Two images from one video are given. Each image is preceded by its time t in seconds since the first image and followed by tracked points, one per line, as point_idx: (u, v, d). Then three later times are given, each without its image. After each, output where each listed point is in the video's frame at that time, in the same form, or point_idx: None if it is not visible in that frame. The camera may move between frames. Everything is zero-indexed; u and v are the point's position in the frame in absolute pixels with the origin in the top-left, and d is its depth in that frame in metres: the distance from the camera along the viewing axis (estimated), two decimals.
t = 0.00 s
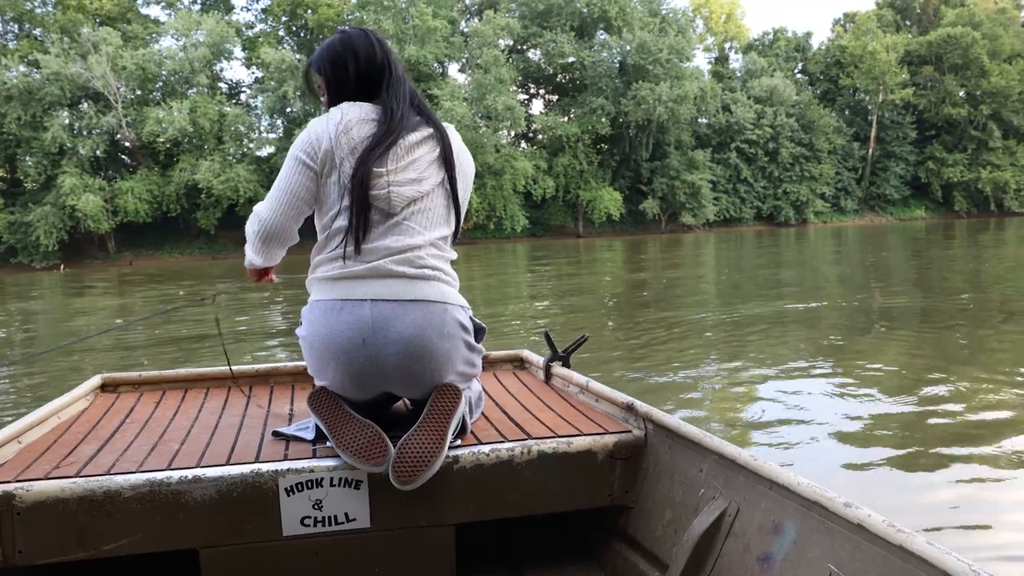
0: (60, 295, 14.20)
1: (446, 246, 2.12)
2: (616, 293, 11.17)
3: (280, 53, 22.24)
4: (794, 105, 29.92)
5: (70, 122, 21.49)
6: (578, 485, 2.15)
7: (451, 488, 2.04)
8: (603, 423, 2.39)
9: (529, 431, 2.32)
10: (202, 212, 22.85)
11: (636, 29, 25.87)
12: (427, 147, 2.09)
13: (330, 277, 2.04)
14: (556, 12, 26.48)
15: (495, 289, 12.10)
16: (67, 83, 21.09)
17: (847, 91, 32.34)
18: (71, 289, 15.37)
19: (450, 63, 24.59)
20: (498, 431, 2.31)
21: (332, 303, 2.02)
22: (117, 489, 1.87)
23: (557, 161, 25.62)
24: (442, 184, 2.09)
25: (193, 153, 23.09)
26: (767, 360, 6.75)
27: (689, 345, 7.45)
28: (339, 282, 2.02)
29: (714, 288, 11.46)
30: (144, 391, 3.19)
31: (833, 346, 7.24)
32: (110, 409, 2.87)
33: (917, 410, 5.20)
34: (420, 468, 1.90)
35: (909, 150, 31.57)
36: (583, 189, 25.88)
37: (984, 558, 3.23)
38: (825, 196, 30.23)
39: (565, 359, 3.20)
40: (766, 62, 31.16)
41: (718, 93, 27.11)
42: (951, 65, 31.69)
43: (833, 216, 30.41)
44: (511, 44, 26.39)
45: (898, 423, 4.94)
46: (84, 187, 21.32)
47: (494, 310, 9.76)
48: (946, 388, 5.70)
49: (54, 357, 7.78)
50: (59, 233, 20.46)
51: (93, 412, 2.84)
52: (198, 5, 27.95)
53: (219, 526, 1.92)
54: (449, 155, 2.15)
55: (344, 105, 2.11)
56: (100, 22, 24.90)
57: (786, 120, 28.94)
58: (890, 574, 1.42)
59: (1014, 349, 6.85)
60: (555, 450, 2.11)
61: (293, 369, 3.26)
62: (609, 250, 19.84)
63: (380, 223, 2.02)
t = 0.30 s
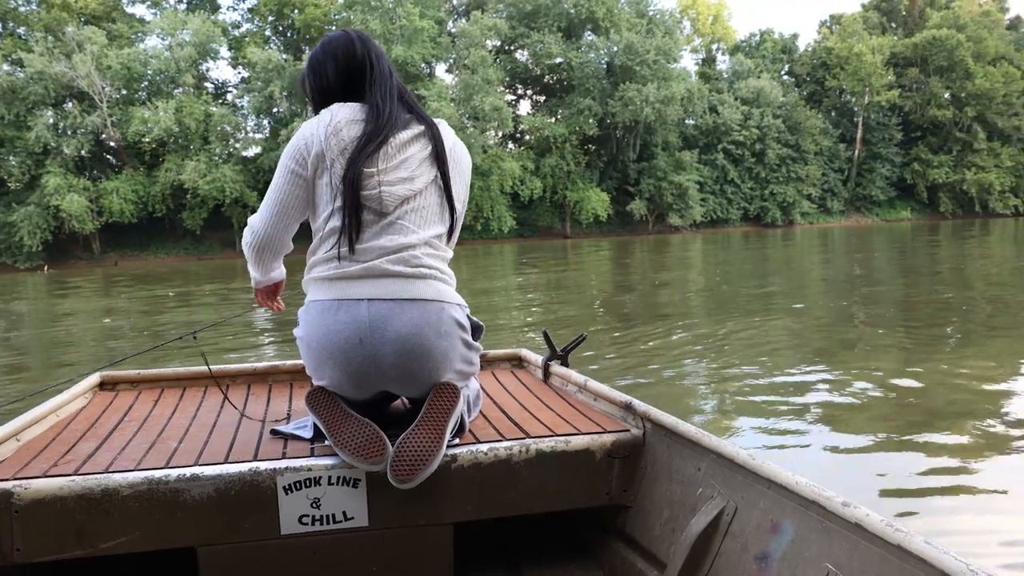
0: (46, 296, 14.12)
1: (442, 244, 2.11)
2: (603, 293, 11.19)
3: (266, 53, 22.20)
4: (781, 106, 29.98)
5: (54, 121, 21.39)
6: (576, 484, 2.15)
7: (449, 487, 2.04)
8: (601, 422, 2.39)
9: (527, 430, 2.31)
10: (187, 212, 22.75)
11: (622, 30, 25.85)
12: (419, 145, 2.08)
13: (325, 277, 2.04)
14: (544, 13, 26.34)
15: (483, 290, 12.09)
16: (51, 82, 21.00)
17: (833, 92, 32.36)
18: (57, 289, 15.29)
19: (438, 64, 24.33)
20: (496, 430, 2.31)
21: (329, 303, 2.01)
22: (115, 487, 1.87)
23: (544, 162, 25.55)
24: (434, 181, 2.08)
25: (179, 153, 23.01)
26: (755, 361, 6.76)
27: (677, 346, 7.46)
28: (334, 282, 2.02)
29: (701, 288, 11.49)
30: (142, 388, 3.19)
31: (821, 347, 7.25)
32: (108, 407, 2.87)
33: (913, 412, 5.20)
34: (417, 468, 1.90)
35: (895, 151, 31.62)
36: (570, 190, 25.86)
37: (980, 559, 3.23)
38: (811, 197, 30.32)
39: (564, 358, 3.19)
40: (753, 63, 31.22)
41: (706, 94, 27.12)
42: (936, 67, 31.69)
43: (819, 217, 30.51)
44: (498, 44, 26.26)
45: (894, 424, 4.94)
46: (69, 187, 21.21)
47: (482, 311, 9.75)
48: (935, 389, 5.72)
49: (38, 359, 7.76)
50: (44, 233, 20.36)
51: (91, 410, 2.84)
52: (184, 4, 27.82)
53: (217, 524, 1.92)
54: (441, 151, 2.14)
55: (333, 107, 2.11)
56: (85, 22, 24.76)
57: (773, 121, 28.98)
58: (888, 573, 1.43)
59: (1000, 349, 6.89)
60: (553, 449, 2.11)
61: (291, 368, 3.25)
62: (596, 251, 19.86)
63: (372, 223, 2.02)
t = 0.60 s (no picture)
0: (31, 298, 14.04)
1: (440, 243, 2.11)
2: (591, 295, 11.19)
3: (253, 54, 22.11)
4: (769, 108, 30.03)
5: (39, 122, 21.28)
6: (574, 482, 2.15)
7: (447, 485, 2.04)
8: (600, 421, 2.39)
9: (525, 428, 2.32)
10: (174, 213, 22.63)
11: (611, 32, 25.84)
12: (416, 144, 2.08)
13: (322, 275, 2.03)
14: (533, 14, 26.12)
15: (471, 291, 12.09)
16: (36, 83, 20.90)
17: (821, 94, 32.38)
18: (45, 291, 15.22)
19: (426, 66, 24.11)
20: (494, 428, 2.31)
21: (327, 301, 2.02)
22: (113, 484, 1.87)
23: (533, 163, 25.44)
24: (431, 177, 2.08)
25: (166, 154, 22.92)
26: (744, 363, 6.77)
27: (666, 347, 7.46)
28: (332, 280, 2.02)
29: (689, 290, 11.50)
30: (140, 385, 3.19)
31: (810, 348, 7.27)
32: (106, 404, 2.87)
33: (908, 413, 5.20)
34: (415, 465, 1.90)
35: (882, 153, 31.71)
36: (558, 191, 25.79)
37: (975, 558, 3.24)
38: (799, 199, 30.38)
39: (562, 356, 3.19)
40: (741, 65, 31.27)
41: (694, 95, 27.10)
42: (922, 69, 31.75)
43: (807, 219, 30.57)
44: (486, 45, 26.12)
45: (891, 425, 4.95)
46: (54, 188, 21.07)
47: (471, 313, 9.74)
48: (925, 390, 5.74)
49: (23, 362, 7.72)
50: (29, 234, 20.25)
51: (89, 406, 2.84)
52: (171, 4, 27.71)
53: (215, 521, 1.92)
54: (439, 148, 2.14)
55: (329, 104, 2.10)
56: (71, 22, 24.63)
57: (761, 124, 29.04)
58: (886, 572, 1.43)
59: (985, 350, 6.92)
60: (550, 447, 2.12)
61: (289, 366, 3.25)
62: (583, 253, 19.87)
63: (370, 220, 2.02)
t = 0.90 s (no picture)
0: (17, 300, 13.96)
1: (437, 242, 2.11)
2: (579, 296, 11.20)
3: (241, 55, 22.04)
4: (757, 110, 30.09)
5: (24, 123, 21.19)
6: (573, 480, 2.15)
7: (445, 483, 2.04)
8: (597, 419, 2.39)
9: (523, 426, 2.32)
10: (161, 215, 22.56)
11: (599, 34, 25.85)
12: (410, 142, 2.08)
13: (318, 275, 2.04)
14: (521, 16, 26.03)
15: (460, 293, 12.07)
16: (20, 84, 20.79)
17: (808, 96, 32.41)
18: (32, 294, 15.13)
19: (414, 67, 24.06)
20: (492, 427, 2.31)
21: (324, 301, 2.02)
22: (111, 483, 1.87)
23: (521, 165, 25.36)
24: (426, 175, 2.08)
25: (152, 156, 22.84)
26: (735, 364, 6.77)
27: (655, 349, 7.46)
28: (328, 280, 2.02)
29: (677, 292, 11.50)
30: (137, 383, 3.18)
31: (798, 349, 7.28)
32: (104, 402, 2.86)
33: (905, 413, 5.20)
34: (413, 464, 1.90)
35: (869, 155, 31.80)
36: (547, 193, 25.75)
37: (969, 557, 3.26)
38: (787, 201, 30.43)
39: (560, 354, 3.19)
40: (729, 68, 31.38)
41: (682, 97, 27.15)
42: (908, 72, 31.86)
43: (794, 221, 30.62)
44: (475, 47, 26.01)
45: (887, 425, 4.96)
46: (39, 190, 20.93)
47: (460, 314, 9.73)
48: (916, 390, 5.75)
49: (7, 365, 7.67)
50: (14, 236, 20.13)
51: (86, 405, 2.82)
52: (157, 5, 27.58)
53: (213, 520, 1.92)
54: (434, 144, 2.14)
55: (321, 104, 2.10)
56: (56, 22, 24.54)
57: (748, 126, 29.12)
58: (884, 572, 1.43)
59: (971, 350, 6.95)
60: (549, 446, 2.12)
61: (288, 364, 3.25)
62: (572, 255, 19.86)
63: (365, 220, 2.01)
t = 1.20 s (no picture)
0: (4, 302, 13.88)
1: (435, 244, 2.12)
2: (567, 298, 11.20)
3: (229, 55, 22.02)
4: (745, 111, 30.15)
5: (10, 123, 21.08)
6: (572, 481, 2.15)
7: (444, 484, 2.04)
8: (597, 419, 2.39)
9: (523, 427, 2.32)
10: (149, 217, 22.53)
11: (588, 35, 25.88)
12: (410, 144, 2.09)
13: (315, 277, 2.03)
14: (510, 17, 26.01)
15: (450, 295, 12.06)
16: (5, 84, 20.68)
17: (797, 97, 32.45)
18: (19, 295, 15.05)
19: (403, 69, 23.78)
20: (491, 427, 2.31)
21: (322, 302, 2.01)
22: (111, 484, 1.87)
23: (510, 166, 25.27)
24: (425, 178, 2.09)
25: (139, 156, 22.77)
26: (725, 364, 6.78)
27: (646, 349, 7.45)
28: (326, 281, 2.02)
29: (666, 293, 11.50)
30: (137, 384, 3.18)
31: (787, 349, 7.30)
32: (103, 404, 2.85)
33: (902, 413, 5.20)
34: (412, 464, 1.90)
35: (857, 156, 31.81)
36: (536, 194, 25.72)
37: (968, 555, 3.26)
38: (775, 202, 30.44)
39: (559, 354, 3.19)
40: (717, 69, 31.49)
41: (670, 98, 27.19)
42: (896, 73, 31.90)
43: (783, 222, 30.63)
44: (464, 48, 25.96)
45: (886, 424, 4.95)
46: (25, 191, 20.78)
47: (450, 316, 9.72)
48: (908, 390, 5.76)
49: None
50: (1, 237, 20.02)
51: (85, 407, 2.83)
52: (144, 5, 27.50)
53: (211, 521, 1.91)
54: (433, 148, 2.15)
55: (321, 101, 2.09)
56: (41, 22, 24.45)
57: (737, 127, 29.17)
58: (884, 571, 1.43)
59: (959, 350, 6.98)
60: (548, 446, 2.12)
61: (287, 365, 3.25)
62: (560, 257, 19.88)
63: (363, 222, 2.01)
